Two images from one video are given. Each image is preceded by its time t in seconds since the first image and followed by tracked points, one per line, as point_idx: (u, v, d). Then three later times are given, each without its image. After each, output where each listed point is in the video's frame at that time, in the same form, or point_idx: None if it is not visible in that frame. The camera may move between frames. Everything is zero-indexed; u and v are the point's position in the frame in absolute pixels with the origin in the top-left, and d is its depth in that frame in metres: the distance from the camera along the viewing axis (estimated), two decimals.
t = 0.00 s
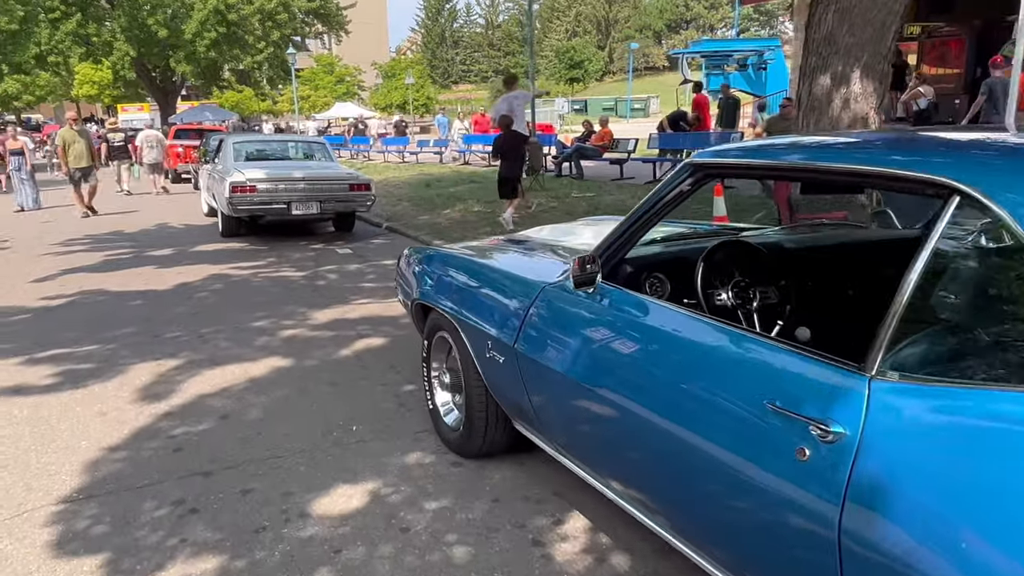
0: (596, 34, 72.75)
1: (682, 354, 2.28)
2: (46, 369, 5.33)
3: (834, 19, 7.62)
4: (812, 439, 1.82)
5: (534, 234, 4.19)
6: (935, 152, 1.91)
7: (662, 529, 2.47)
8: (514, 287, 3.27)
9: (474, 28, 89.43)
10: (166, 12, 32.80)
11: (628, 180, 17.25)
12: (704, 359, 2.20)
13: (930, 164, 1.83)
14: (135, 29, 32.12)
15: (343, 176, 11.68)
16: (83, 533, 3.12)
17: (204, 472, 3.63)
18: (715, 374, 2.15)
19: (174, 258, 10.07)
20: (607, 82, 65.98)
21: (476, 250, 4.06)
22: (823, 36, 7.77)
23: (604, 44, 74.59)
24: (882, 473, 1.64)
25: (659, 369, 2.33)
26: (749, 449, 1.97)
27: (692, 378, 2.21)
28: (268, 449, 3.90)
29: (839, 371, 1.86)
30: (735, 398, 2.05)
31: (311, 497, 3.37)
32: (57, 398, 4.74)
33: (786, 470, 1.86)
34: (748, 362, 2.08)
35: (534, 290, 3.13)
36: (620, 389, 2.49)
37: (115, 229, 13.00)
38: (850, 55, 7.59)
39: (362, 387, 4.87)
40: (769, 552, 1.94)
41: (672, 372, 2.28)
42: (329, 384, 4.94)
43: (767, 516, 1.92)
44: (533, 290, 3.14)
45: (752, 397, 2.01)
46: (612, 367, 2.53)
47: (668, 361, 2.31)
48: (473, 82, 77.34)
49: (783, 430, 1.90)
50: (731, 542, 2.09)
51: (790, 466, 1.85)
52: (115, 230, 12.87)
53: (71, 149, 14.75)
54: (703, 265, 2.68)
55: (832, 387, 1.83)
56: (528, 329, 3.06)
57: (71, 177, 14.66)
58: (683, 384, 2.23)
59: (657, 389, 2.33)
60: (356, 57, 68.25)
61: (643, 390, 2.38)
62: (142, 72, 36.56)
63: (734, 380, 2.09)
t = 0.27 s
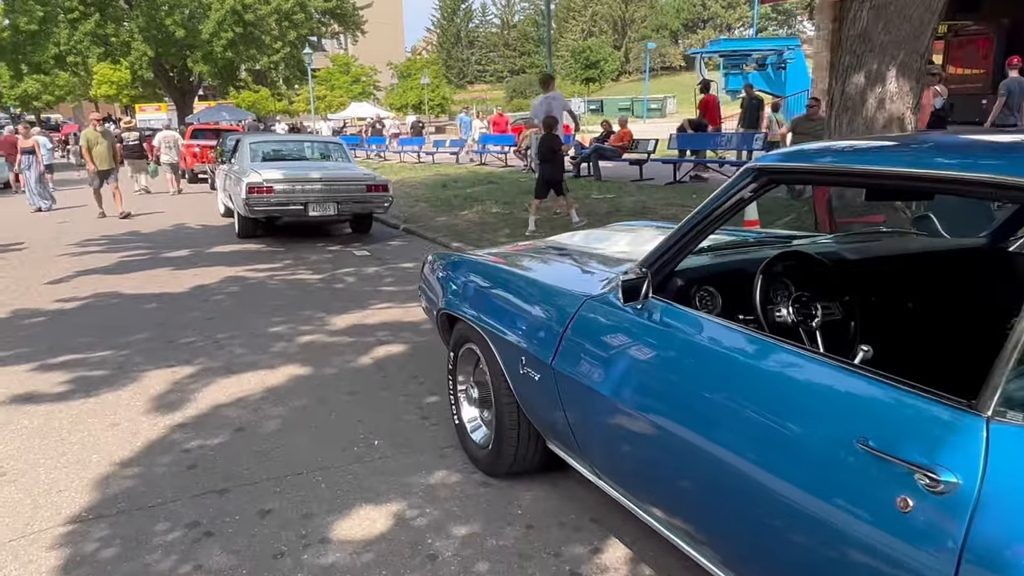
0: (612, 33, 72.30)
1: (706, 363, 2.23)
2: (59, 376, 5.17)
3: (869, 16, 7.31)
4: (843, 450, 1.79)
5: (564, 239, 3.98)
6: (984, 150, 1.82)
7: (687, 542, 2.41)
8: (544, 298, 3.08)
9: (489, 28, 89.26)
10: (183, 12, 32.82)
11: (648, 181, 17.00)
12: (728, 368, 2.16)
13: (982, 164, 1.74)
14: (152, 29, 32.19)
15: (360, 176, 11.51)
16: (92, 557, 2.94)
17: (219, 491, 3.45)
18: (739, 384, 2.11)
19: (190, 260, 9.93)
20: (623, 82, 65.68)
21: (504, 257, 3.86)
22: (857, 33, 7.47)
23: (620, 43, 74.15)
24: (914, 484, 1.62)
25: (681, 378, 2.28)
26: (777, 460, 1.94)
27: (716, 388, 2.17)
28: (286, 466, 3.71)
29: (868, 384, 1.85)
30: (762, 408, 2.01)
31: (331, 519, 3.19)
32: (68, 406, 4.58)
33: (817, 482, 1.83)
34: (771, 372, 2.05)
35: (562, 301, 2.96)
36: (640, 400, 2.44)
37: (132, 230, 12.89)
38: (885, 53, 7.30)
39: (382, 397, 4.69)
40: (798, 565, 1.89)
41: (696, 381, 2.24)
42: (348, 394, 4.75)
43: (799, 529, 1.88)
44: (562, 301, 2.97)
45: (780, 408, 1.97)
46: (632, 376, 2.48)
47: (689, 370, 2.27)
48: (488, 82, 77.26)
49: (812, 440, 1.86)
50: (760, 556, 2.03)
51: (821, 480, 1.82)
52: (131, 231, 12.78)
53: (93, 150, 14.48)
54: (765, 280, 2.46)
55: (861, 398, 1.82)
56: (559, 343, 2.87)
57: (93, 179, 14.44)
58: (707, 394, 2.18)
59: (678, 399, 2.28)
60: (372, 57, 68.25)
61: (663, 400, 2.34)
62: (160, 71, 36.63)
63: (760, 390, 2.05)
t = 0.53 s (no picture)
0: (629, 33, 71.89)
1: (722, 366, 2.18)
2: (74, 385, 5.00)
3: (911, 13, 7.00)
4: (868, 458, 1.73)
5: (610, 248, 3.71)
6: None
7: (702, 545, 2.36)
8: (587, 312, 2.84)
9: (505, 28, 89.07)
10: (201, 12, 32.85)
11: (670, 182, 16.70)
12: (742, 370, 2.11)
13: None
14: (171, 29, 32.26)
15: (380, 178, 11.32)
16: None
17: (239, 516, 3.24)
18: (753, 385, 2.07)
19: (208, 262, 9.78)
20: (639, 82, 65.29)
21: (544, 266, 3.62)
22: (898, 31, 7.17)
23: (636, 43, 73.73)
24: (926, 489, 1.61)
25: (696, 379, 2.23)
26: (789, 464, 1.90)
27: (730, 390, 2.12)
28: (310, 486, 3.50)
29: (894, 390, 1.80)
30: (775, 410, 1.97)
31: (360, 549, 2.97)
32: (83, 418, 4.40)
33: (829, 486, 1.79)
34: (785, 374, 2.02)
35: (605, 313, 2.75)
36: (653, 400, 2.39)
37: (149, 231, 12.78)
38: (928, 51, 6.99)
39: (409, 411, 4.47)
40: None
41: (711, 382, 2.19)
42: (373, 407, 4.54)
43: (809, 534, 1.84)
44: (605, 314, 2.75)
45: (793, 411, 1.93)
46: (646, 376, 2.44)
47: (702, 371, 2.22)
48: (504, 82, 77.11)
49: (824, 444, 1.83)
50: (772, 562, 1.99)
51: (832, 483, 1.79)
52: (148, 231, 12.67)
53: (118, 149, 14.15)
54: (846, 296, 2.22)
55: (876, 403, 1.79)
56: (606, 362, 2.63)
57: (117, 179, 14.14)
58: (721, 397, 2.13)
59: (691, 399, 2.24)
60: (388, 58, 68.26)
61: (676, 400, 2.29)
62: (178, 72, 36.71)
63: (774, 392, 2.01)
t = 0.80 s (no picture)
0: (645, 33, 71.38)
1: (738, 375, 2.15)
2: (87, 396, 4.81)
3: (955, 10, 6.66)
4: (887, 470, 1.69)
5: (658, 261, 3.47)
6: None
7: None
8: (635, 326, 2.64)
9: (520, 28, 88.76)
10: (218, 13, 32.80)
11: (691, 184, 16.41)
12: (768, 379, 2.05)
13: None
14: (187, 29, 32.24)
15: (398, 179, 11.12)
16: None
17: (259, 545, 3.03)
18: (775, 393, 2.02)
19: (224, 265, 9.61)
20: (655, 82, 64.81)
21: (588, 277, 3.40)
22: (941, 28, 6.83)
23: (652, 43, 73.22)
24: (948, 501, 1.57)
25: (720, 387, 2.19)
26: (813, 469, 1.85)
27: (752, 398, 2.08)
28: (334, 512, 3.28)
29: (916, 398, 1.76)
30: (803, 424, 1.91)
31: None
32: (95, 433, 4.20)
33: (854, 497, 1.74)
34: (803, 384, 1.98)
35: (656, 329, 2.54)
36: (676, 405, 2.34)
37: (165, 232, 12.65)
38: (972, 50, 6.65)
39: (435, 428, 4.24)
40: None
41: (734, 390, 2.14)
42: (397, 422, 4.30)
43: (839, 554, 1.77)
44: (655, 329, 2.55)
45: (818, 422, 1.88)
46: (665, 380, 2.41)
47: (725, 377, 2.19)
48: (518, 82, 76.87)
49: (850, 458, 1.78)
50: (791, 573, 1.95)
51: (855, 495, 1.73)
52: (164, 232, 12.54)
53: (140, 149, 13.90)
54: (945, 320, 1.97)
55: (900, 413, 1.74)
56: (653, 384, 2.44)
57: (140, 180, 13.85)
58: (740, 407, 2.10)
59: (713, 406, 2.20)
60: (403, 58, 68.16)
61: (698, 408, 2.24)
62: (194, 72, 36.71)
63: (797, 402, 1.96)
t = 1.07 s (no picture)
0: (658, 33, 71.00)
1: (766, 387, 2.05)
2: (91, 406, 4.60)
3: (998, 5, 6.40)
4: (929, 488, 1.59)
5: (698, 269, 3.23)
6: None
7: None
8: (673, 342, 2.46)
9: (532, 28, 88.55)
10: (231, 13, 32.76)
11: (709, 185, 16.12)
12: (799, 392, 1.95)
13: None
14: (201, 29, 32.22)
15: (413, 180, 10.90)
16: None
17: None
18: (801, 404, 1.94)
19: (235, 267, 9.41)
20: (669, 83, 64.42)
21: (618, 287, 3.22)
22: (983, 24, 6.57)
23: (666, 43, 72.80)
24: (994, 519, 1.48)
25: (740, 394, 2.11)
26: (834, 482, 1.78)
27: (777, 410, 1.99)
28: (350, 540, 3.04)
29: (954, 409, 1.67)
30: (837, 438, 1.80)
31: None
32: (98, 447, 3.99)
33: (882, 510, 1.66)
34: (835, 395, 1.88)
35: (702, 345, 2.34)
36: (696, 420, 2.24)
37: (176, 233, 12.48)
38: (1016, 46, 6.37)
39: (457, 444, 3.99)
40: None
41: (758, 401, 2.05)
42: (416, 437, 4.06)
43: None
44: (700, 345, 2.35)
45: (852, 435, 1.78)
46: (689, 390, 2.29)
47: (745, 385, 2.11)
48: (531, 82, 76.67)
49: (882, 471, 1.69)
50: None
51: (881, 507, 1.67)
52: (175, 233, 12.39)
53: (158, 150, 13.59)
54: None
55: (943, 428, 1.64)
56: (695, 406, 2.24)
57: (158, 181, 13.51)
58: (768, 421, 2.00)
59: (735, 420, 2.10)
60: (416, 58, 68.07)
61: (720, 422, 2.15)
62: (207, 71, 36.69)
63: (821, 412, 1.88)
